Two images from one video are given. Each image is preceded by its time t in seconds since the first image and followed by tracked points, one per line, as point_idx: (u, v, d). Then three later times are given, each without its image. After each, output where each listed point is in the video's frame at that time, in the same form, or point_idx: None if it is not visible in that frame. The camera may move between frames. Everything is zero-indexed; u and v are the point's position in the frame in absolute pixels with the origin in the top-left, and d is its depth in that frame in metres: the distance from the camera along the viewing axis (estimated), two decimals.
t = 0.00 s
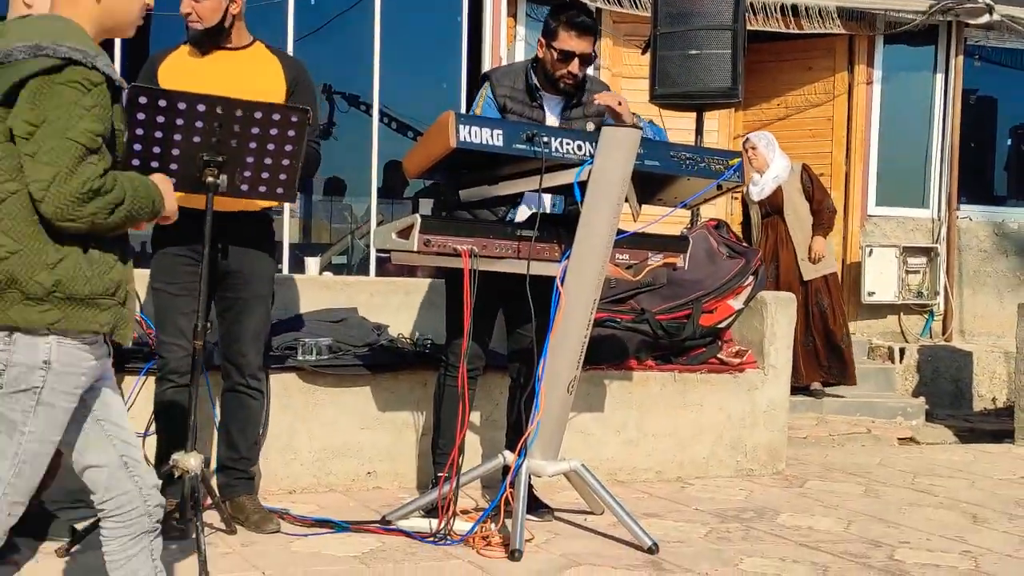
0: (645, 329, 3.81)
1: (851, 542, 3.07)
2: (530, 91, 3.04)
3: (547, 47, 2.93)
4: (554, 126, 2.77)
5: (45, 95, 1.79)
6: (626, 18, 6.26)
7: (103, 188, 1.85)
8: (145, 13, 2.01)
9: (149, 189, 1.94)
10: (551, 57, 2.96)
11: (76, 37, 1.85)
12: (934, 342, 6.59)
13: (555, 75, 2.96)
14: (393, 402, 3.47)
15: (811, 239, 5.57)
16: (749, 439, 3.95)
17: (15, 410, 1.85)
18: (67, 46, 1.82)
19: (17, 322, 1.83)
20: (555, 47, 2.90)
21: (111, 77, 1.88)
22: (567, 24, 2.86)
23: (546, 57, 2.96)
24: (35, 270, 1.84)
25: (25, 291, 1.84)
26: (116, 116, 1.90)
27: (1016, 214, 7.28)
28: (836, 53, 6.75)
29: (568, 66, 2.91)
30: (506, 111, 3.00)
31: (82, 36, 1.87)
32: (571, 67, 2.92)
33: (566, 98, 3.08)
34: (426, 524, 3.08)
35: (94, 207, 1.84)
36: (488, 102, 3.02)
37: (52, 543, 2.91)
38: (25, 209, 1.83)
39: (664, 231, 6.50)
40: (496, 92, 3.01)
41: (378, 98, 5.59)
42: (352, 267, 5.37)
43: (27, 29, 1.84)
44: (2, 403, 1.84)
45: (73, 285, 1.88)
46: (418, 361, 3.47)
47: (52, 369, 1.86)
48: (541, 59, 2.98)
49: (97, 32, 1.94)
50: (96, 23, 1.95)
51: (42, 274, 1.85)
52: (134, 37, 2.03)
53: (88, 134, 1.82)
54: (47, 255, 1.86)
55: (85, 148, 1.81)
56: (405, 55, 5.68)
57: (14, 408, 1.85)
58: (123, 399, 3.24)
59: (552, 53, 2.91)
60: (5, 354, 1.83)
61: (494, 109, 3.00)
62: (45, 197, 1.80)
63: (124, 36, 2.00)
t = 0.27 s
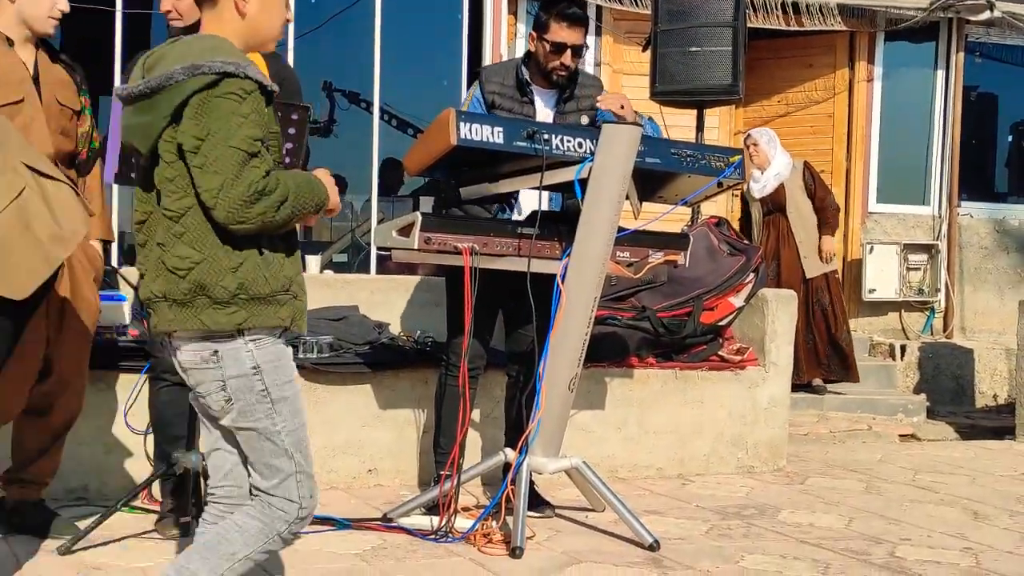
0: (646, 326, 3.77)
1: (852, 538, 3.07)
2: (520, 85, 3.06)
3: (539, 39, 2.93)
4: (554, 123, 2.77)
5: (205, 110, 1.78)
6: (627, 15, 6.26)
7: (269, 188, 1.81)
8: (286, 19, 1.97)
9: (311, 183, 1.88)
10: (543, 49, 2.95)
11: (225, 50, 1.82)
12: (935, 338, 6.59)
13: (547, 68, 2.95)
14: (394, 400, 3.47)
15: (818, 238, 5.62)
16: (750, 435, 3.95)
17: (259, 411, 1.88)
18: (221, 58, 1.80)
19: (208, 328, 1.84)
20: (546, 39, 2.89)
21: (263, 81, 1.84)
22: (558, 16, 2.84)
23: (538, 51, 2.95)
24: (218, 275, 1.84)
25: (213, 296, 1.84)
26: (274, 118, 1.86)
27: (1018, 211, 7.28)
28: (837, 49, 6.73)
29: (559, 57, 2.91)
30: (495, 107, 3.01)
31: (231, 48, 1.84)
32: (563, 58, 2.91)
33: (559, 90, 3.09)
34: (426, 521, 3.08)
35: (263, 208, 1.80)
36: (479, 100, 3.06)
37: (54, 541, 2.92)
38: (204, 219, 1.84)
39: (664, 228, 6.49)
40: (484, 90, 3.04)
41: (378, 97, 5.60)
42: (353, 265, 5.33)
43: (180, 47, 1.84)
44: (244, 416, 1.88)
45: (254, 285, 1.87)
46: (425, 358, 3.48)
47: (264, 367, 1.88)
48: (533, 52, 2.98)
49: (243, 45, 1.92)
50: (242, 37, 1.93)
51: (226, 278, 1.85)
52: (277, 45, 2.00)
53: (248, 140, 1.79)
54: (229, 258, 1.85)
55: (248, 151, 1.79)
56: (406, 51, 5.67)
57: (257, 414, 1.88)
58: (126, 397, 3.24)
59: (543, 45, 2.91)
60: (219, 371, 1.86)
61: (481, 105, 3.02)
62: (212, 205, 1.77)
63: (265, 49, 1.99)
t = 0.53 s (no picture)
0: (646, 325, 3.74)
1: (851, 537, 3.07)
2: (514, 84, 3.05)
3: (535, 40, 2.93)
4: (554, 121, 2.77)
5: (359, 125, 1.84)
6: (626, 14, 6.25)
7: (411, 204, 1.87)
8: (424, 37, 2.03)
9: (446, 200, 1.95)
10: (539, 50, 2.96)
11: (379, 68, 1.88)
12: (935, 338, 6.59)
13: (542, 67, 2.96)
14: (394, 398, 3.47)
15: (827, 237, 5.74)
16: (749, 434, 3.95)
17: (407, 404, 1.94)
18: (375, 76, 1.86)
19: (350, 328, 1.91)
20: (542, 40, 2.91)
21: (412, 100, 1.91)
22: (554, 17, 2.85)
23: (533, 51, 2.96)
24: (361, 279, 1.90)
25: (357, 298, 1.90)
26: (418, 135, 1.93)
27: (1018, 209, 7.27)
28: (837, 48, 6.73)
29: (556, 58, 2.91)
30: (488, 105, 3.02)
31: (384, 67, 1.91)
32: (559, 59, 2.92)
33: (553, 89, 3.07)
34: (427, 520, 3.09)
35: (406, 224, 1.87)
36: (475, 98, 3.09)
37: (54, 539, 2.93)
38: (347, 226, 1.89)
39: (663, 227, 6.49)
40: (479, 88, 3.05)
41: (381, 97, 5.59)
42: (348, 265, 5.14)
43: (334, 61, 1.90)
44: (391, 411, 1.93)
45: (396, 289, 1.93)
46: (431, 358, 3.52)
47: (410, 361, 1.96)
48: (529, 53, 2.99)
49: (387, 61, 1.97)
50: (384, 53, 1.99)
51: (370, 281, 1.91)
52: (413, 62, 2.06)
53: (396, 158, 1.84)
54: (373, 262, 1.91)
55: (397, 166, 1.84)
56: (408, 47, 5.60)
57: (404, 408, 1.93)
58: (126, 395, 3.22)
59: (539, 45, 2.92)
60: (367, 367, 1.91)
61: (475, 103, 3.03)
62: (361, 215, 1.84)
63: (402, 65, 2.04)
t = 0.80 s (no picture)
0: (645, 324, 3.71)
1: (851, 537, 3.07)
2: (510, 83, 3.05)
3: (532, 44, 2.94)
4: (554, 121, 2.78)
5: (517, 152, 1.89)
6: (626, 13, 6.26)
7: (569, 225, 1.91)
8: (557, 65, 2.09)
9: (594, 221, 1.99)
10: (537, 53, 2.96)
11: (528, 97, 1.94)
12: (935, 337, 6.60)
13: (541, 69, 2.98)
14: (394, 397, 3.47)
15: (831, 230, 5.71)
16: (749, 433, 3.95)
17: (555, 413, 2.00)
18: (527, 105, 1.92)
19: (510, 346, 1.95)
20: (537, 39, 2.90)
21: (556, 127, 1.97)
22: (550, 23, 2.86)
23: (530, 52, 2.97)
24: (521, 299, 1.94)
25: (517, 317, 1.94)
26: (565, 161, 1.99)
27: (1018, 208, 7.27)
28: (837, 47, 6.73)
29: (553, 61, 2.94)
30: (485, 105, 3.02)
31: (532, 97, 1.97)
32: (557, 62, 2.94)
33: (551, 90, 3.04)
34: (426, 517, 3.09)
35: (565, 243, 1.90)
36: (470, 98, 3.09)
37: (53, 538, 2.92)
38: (507, 248, 1.93)
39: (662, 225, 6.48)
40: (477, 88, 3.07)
41: (380, 94, 5.35)
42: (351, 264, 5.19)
43: (482, 90, 1.95)
44: (542, 420, 1.99)
45: (553, 308, 1.97)
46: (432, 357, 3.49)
47: (564, 372, 2.02)
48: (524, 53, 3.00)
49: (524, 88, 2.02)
50: (520, 81, 2.04)
51: (530, 300, 1.95)
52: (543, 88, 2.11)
53: (555, 183, 1.90)
54: (531, 283, 1.95)
55: (556, 190, 1.90)
56: (410, 45, 5.45)
57: (553, 416, 1.99)
58: (127, 392, 3.21)
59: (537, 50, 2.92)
60: (531, 378, 1.97)
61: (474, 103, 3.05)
62: (527, 238, 1.88)
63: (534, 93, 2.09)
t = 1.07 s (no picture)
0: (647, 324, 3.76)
1: (851, 536, 3.07)
2: (510, 86, 3.05)
3: (534, 51, 2.92)
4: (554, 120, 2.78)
5: (631, 140, 1.97)
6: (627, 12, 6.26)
7: (675, 214, 1.98)
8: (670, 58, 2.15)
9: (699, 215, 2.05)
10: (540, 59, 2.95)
11: (642, 90, 2.02)
12: (935, 336, 6.59)
13: (544, 76, 2.96)
14: (394, 397, 3.47)
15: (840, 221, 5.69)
16: (749, 433, 3.95)
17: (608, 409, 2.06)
18: (642, 96, 2.00)
19: (600, 331, 2.04)
20: (544, 52, 2.89)
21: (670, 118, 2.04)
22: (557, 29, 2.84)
23: (532, 58, 2.95)
24: (615, 285, 2.03)
25: (609, 302, 2.03)
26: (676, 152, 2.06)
27: (1019, 208, 7.27)
28: (837, 46, 6.72)
29: (557, 69, 2.93)
30: (484, 106, 3.02)
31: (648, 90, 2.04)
32: (561, 70, 2.93)
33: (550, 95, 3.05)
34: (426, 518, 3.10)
35: (668, 232, 1.97)
36: (469, 98, 3.09)
37: (53, 537, 2.92)
38: (610, 235, 2.03)
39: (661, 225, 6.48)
40: (476, 88, 3.06)
41: (380, 92, 5.34)
42: (352, 263, 5.18)
43: (599, 82, 2.04)
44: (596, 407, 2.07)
45: (645, 298, 2.05)
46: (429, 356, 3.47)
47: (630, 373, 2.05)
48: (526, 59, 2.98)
49: (638, 81, 2.09)
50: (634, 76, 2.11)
51: (623, 288, 2.03)
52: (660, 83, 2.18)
53: (664, 172, 1.97)
54: (625, 271, 2.04)
55: (664, 178, 1.97)
56: (411, 46, 5.42)
57: (605, 408, 2.06)
58: (126, 391, 3.19)
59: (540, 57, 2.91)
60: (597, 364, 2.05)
61: (473, 103, 3.05)
62: (631, 222, 1.96)
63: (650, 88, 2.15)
